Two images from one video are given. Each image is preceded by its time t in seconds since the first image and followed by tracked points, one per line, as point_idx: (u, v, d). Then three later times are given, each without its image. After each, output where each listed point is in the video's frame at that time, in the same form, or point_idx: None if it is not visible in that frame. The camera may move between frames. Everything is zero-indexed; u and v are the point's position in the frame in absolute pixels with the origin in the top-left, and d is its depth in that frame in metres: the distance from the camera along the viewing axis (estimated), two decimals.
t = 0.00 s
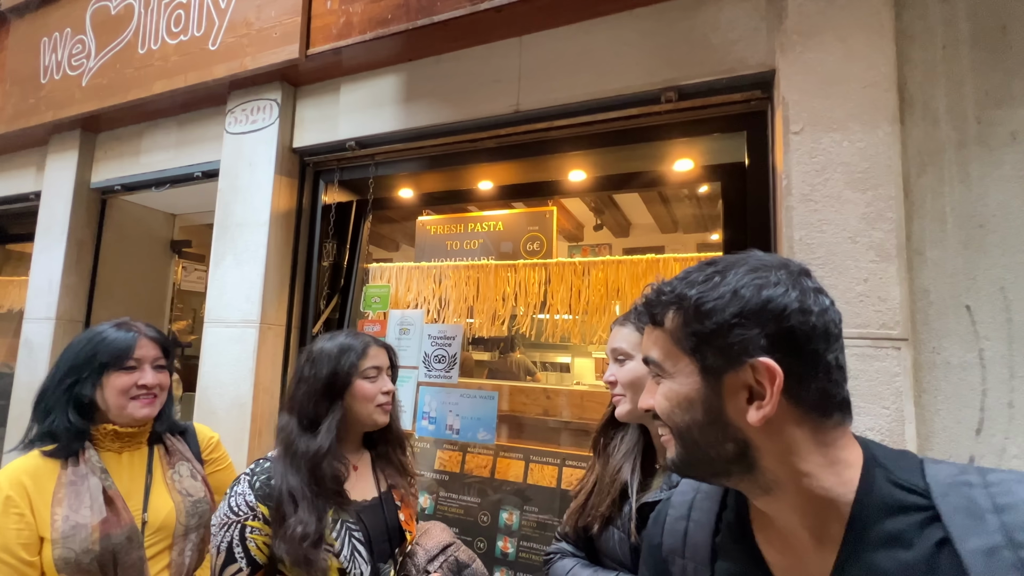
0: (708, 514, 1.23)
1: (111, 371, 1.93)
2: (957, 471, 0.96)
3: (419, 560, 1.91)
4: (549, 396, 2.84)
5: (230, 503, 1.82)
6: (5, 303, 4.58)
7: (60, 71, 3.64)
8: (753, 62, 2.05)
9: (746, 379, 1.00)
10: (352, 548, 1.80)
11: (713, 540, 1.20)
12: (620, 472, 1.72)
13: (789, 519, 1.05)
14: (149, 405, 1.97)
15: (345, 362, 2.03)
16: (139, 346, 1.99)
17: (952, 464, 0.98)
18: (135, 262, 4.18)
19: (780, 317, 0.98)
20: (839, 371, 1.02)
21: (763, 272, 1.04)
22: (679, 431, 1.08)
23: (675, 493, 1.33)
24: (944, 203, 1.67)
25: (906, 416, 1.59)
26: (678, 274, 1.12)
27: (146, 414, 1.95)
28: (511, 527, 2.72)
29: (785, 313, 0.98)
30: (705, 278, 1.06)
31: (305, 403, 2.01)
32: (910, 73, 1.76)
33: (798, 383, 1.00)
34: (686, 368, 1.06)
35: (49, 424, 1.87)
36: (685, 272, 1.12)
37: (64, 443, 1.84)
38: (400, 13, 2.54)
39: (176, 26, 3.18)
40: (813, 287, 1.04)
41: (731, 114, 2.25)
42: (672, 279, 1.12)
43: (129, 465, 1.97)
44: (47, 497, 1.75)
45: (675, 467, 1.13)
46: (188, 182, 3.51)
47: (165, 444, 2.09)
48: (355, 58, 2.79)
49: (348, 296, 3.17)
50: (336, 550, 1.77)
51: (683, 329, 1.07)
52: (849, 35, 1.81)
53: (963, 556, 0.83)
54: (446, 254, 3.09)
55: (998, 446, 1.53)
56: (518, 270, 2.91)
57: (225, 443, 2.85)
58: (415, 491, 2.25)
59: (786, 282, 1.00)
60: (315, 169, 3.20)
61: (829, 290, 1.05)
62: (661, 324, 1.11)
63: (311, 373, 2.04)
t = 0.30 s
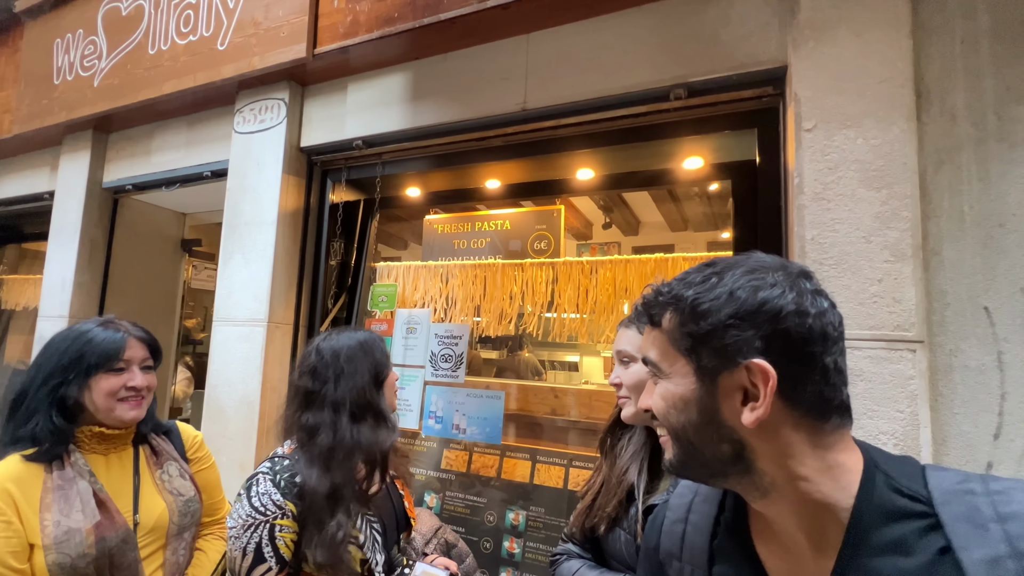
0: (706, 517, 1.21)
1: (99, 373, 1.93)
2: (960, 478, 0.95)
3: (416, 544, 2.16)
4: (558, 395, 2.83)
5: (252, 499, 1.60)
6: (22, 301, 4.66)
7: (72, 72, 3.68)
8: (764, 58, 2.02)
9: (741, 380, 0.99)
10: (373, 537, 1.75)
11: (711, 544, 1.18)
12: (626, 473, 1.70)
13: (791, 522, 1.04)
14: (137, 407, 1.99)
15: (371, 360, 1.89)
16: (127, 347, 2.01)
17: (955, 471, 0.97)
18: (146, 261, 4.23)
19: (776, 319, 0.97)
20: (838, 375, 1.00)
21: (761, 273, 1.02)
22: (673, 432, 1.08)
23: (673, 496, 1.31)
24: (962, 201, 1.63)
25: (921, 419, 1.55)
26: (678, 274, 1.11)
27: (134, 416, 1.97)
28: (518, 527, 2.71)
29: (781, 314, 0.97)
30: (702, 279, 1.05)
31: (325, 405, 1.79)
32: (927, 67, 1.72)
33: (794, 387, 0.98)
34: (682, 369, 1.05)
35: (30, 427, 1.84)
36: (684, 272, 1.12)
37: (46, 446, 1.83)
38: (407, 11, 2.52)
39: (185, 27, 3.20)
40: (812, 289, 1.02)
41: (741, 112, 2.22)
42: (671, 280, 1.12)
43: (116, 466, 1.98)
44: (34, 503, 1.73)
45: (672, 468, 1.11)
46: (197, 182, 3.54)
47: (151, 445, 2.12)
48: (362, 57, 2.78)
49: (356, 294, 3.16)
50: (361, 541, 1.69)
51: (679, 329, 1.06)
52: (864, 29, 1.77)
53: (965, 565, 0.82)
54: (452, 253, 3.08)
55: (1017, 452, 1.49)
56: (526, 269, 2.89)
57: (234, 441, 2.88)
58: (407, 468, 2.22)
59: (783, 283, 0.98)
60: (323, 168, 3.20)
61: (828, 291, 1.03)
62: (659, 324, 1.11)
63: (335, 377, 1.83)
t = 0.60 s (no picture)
0: (718, 517, 1.20)
1: (112, 372, 1.94)
2: (980, 477, 0.96)
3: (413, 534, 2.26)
4: (566, 396, 2.81)
5: (282, 497, 1.52)
6: (36, 301, 4.73)
7: (86, 75, 3.73)
8: (775, 55, 2.00)
9: (807, 367, 0.97)
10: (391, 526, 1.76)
11: (724, 544, 1.17)
12: (634, 473, 1.69)
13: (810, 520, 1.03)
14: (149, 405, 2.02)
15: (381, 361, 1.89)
16: (141, 346, 2.04)
17: (975, 472, 0.98)
18: (158, 262, 4.27)
19: (838, 306, 0.98)
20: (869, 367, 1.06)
21: (816, 264, 1.04)
22: (720, 425, 1.00)
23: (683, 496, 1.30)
24: (979, 197, 1.60)
25: (938, 420, 1.53)
26: (729, 258, 1.08)
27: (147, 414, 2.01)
28: (527, 527, 2.70)
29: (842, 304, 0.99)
30: (761, 265, 1.04)
31: (345, 403, 1.76)
32: (943, 62, 1.69)
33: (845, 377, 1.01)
34: (737, 356, 1.00)
35: (42, 427, 1.83)
36: (734, 257, 1.08)
37: (58, 445, 1.82)
38: (416, 11, 2.52)
39: (196, 29, 3.23)
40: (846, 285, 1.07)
41: (751, 109, 2.20)
42: (720, 265, 1.07)
43: (126, 462, 2.00)
44: (47, 501, 1.73)
45: (709, 465, 1.03)
46: (208, 183, 3.57)
47: (156, 443, 2.13)
48: (371, 57, 2.79)
49: (364, 294, 3.19)
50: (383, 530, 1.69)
51: (742, 312, 1.00)
52: (878, 25, 1.74)
53: (988, 563, 0.83)
54: (461, 253, 3.08)
55: None
56: (534, 269, 2.87)
57: (244, 439, 2.90)
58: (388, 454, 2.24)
59: (842, 275, 1.01)
60: (332, 169, 3.21)
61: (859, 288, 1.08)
62: (711, 307, 1.04)
63: (356, 375, 1.81)
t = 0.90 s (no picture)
0: (731, 520, 1.12)
1: (123, 376, 1.93)
2: (1007, 469, 0.96)
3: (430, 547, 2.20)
4: (574, 398, 2.77)
5: (315, 495, 1.47)
6: (44, 310, 4.75)
7: (91, 84, 3.75)
8: (782, 46, 1.97)
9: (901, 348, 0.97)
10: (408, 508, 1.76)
11: (738, 548, 1.09)
12: (641, 473, 1.66)
13: (835, 513, 1.00)
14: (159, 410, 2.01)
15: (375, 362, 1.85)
16: (151, 351, 2.02)
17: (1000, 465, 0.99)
18: (164, 268, 4.28)
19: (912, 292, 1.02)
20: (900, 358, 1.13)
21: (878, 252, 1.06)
22: (847, 407, 0.88)
23: (694, 499, 1.23)
24: (998, 186, 1.56)
25: (960, 416, 1.47)
26: (809, 233, 1.03)
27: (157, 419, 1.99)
28: (536, 531, 2.65)
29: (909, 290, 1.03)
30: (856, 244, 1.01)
31: (340, 407, 1.72)
32: (957, 49, 1.66)
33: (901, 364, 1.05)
34: (855, 331, 0.91)
35: (52, 431, 1.81)
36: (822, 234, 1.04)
37: (68, 451, 1.80)
38: (418, 11, 2.51)
39: (199, 35, 3.23)
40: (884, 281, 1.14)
41: (758, 103, 2.16)
42: (820, 237, 1.01)
43: (135, 468, 1.98)
44: (57, 505, 1.71)
45: (816, 456, 0.91)
46: (212, 188, 3.57)
47: (165, 448, 2.12)
48: (373, 59, 2.78)
49: (369, 298, 3.18)
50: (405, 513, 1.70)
51: (853, 286, 0.94)
52: (887, 14, 1.71)
53: None
54: (466, 255, 3.05)
55: None
56: (540, 269, 2.84)
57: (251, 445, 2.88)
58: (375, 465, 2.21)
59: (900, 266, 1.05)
60: (335, 172, 3.19)
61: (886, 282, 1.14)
62: (823, 278, 0.94)
63: (350, 376, 1.77)
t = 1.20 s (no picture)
0: (746, 533, 1.12)
1: (129, 399, 1.85)
2: None
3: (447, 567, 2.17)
4: (576, 401, 2.72)
5: (304, 530, 1.41)
6: (36, 327, 4.67)
7: (76, 97, 3.68)
8: (783, 36, 1.91)
9: (805, 362, 0.93)
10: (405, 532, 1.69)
11: (755, 562, 1.09)
12: (650, 483, 1.58)
13: (850, 527, 0.98)
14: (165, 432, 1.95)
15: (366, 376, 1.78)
16: (157, 372, 1.95)
17: None
18: (156, 282, 4.21)
19: (834, 298, 0.93)
20: (903, 365, 0.97)
21: (826, 255, 0.98)
22: (724, 421, 1.00)
23: (706, 513, 1.22)
24: (1015, 173, 1.50)
25: (985, 414, 1.41)
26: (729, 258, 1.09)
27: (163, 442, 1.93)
28: (544, 541, 2.58)
29: (849, 295, 0.93)
30: (761, 260, 1.02)
31: (335, 426, 1.65)
32: (966, 33, 1.60)
33: (861, 371, 0.93)
34: (736, 352, 0.99)
35: (53, 458, 1.72)
36: (741, 254, 1.08)
37: (73, 479, 1.72)
38: (407, 12, 2.46)
39: (184, 44, 3.17)
40: (880, 275, 0.98)
41: (759, 95, 2.11)
42: (725, 263, 1.08)
43: (132, 494, 1.91)
44: (47, 536, 1.64)
45: (721, 462, 1.03)
46: (203, 200, 3.51)
47: (163, 469, 2.04)
48: (362, 63, 2.72)
49: (366, 306, 3.12)
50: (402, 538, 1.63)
51: (735, 310, 1.01)
52: None
53: None
54: (463, 259, 2.98)
55: None
56: (539, 272, 2.76)
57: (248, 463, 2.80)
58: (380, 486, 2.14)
59: (850, 265, 0.95)
60: (328, 178, 3.14)
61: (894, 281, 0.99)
62: (711, 306, 1.05)
63: (344, 392, 1.70)
